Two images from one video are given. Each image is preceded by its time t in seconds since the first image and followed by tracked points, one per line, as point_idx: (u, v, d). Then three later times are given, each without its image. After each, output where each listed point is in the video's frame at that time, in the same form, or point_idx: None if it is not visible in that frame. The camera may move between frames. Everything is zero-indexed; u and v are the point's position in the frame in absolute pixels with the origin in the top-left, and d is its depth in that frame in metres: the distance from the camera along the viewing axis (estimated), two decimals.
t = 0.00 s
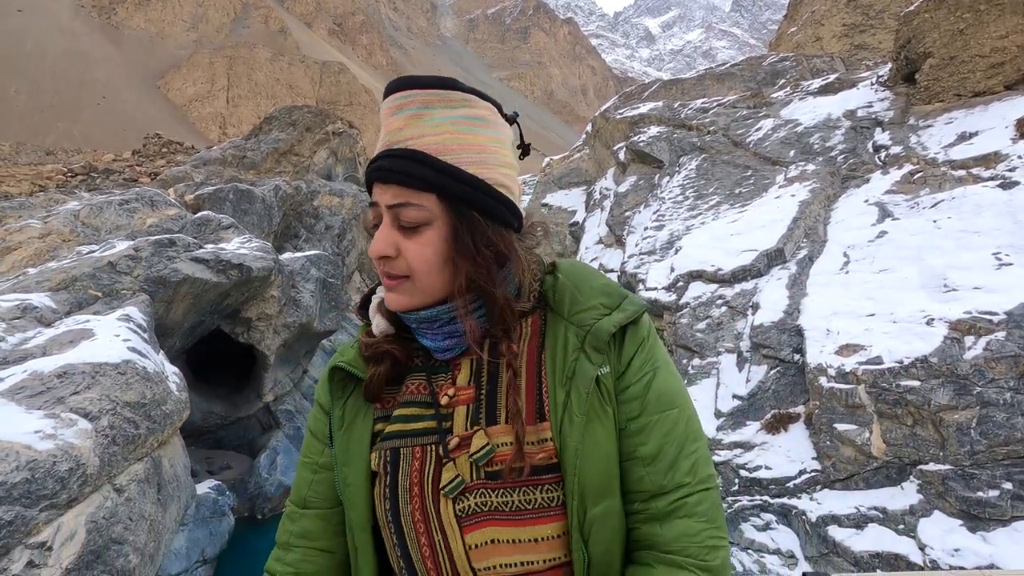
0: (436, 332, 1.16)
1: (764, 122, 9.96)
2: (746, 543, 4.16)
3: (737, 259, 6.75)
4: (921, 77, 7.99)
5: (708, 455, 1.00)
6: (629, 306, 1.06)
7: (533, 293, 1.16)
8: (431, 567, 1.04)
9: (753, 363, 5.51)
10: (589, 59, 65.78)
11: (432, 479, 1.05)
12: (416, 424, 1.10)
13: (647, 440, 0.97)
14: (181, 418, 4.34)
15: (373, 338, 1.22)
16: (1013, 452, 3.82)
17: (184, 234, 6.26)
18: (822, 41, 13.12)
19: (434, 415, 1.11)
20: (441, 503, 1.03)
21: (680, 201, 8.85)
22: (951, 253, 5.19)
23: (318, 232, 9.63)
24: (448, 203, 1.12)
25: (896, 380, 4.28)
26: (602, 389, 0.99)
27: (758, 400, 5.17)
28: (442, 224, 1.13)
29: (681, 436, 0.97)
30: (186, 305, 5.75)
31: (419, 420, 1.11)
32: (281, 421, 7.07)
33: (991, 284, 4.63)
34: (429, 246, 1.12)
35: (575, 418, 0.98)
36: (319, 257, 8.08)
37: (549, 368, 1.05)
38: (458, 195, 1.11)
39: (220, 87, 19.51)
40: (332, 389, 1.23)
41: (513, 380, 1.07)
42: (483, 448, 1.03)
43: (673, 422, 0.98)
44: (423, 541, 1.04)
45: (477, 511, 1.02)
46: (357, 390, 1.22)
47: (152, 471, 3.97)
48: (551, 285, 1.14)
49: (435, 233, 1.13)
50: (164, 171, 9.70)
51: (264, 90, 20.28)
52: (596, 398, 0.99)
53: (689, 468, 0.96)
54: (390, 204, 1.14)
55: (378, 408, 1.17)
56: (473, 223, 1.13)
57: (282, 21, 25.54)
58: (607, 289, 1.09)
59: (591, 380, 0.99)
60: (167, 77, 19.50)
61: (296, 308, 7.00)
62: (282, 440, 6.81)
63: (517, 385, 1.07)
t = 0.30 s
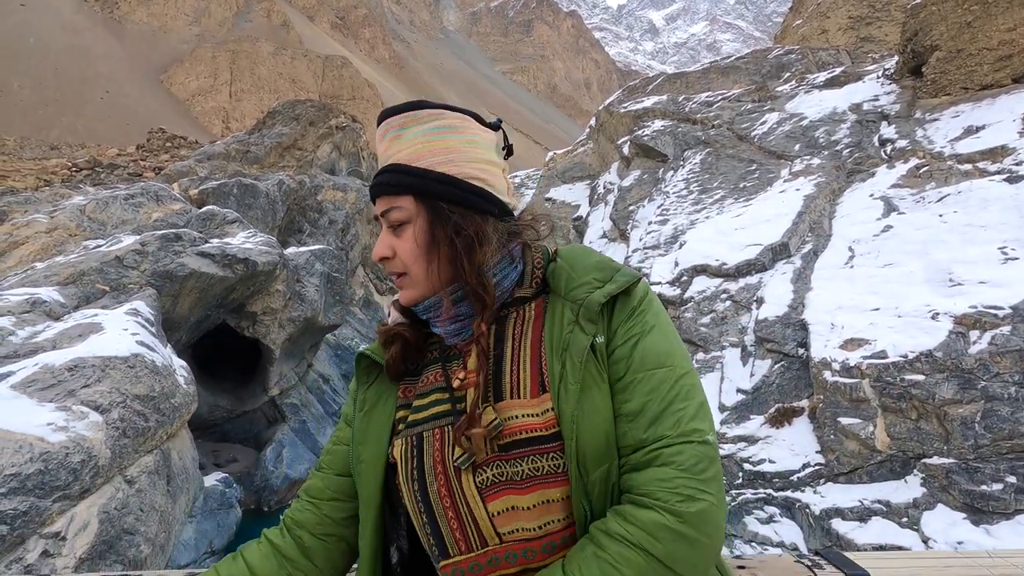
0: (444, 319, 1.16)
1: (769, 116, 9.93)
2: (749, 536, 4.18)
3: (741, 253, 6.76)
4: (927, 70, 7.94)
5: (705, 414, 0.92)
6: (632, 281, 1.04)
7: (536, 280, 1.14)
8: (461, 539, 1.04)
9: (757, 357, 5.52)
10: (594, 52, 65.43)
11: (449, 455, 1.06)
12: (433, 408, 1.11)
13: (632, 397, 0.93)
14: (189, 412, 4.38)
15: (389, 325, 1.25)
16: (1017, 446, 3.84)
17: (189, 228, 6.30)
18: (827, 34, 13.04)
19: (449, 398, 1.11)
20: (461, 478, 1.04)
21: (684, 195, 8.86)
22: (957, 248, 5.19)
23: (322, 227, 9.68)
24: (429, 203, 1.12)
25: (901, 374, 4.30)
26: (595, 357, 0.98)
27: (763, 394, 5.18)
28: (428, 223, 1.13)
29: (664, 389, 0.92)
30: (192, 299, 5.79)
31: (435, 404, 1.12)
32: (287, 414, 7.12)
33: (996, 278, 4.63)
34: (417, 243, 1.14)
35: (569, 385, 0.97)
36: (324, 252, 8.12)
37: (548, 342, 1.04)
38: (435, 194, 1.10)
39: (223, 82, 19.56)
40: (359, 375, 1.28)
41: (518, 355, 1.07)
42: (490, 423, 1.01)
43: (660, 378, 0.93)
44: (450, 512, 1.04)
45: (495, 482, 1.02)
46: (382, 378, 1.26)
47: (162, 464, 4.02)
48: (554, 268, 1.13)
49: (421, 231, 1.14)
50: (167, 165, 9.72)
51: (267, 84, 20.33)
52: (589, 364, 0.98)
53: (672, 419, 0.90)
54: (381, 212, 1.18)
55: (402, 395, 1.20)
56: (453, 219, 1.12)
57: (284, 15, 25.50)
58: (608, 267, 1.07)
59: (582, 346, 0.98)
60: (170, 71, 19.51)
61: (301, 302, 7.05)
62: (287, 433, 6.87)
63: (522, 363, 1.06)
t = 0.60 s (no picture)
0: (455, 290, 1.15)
1: (772, 110, 9.91)
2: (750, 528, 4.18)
3: (744, 248, 6.75)
4: (931, 63, 7.90)
5: (669, 369, 0.82)
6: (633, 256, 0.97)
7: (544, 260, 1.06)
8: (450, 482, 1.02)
9: (759, 352, 5.53)
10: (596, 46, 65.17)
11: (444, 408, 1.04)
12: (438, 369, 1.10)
13: (595, 338, 0.88)
14: (194, 406, 4.42)
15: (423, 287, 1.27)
16: (1019, 440, 3.86)
17: (192, 224, 6.32)
18: (831, 27, 12.98)
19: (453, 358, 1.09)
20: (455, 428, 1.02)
21: (686, 190, 8.85)
22: (960, 242, 5.18)
23: (324, 223, 9.70)
24: (450, 184, 1.15)
25: (903, 368, 4.31)
26: (573, 314, 0.93)
27: (764, 389, 5.19)
28: (446, 202, 1.16)
29: (622, 333, 0.85)
30: (196, 294, 5.82)
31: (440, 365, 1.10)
32: (290, 409, 7.17)
33: (999, 273, 4.63)
34: (437, 219, 1.18)
35: (540, 335, 0.94)
36: (326, 247, 8.15)
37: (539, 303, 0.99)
38: (451, 173, 1.13)
39: (225, 77, 19.58)
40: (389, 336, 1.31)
41: (517, 318, 1.01)
42: (482, 376, 0.98)
43: (627, 324, 0.86)
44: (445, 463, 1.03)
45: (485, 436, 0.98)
46: (408, 340, 1.27)
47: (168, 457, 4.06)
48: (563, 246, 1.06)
49: (441, 211, 1.17)
50: (170, 161, 9.75)
51: (269, 80, 20.38)
52: (561, 319, 0.93)
53: (622, 358, 0.82)
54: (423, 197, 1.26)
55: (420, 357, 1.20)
56: (466, 197, 1.13)
57: (285, 10, 25.44)
58: (611, 245, 1.01)
59: (557, 302, 0.94)
60: (171, 66, 19.50)
61: (304, 298, 7.09)
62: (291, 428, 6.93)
63: (519, 325, 1.01)
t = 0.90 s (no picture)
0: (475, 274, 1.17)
1: (772, 107, 9.92)
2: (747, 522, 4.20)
3: (743, 244, 6.78)
4: (931, 60, 7.91)
5: (626, 347, 0.83)
6: (624, 254, 0.96)
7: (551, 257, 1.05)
8: (444, 435, 1.06)
9: (758, 348, 5.56)
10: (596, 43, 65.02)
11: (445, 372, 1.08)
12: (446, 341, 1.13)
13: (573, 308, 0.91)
14: (195, 402, 4.45)
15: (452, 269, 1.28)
16: (1014, 435, 3.88)
17: (193, 221, 6.35)
18: (832, 23, 12.95)
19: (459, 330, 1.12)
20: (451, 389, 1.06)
21: (686, 187, 8.87)
22: (958, 239, 5.20)
23: (324, 220, 9.75)
24: (481, 176, 1.14)
25: (900, 364, 4.34)
26: (560, 297, 0.96)
27: (763, 385, 5.22)
28: (473, 194, 1.15)
29: (590, 310, 0.87)
30: (197, 291, 5.85)
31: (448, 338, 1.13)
32: (291, 406, 7.22)
33: (997, 269, 4.65)
34: (464, 208, 1.17)
35: (523, 312, 0.97)
36: (326, 244, 8.18)
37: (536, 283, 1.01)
38: (479, 166, 1.12)
39: (224, 74, 19.64)
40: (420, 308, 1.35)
41: (517, 301, 1.03)
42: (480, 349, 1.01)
43: (604, 305, 0.87)
44: (441, 420, 1.07)
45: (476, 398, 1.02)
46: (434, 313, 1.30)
47: (169, 453, 4.09)
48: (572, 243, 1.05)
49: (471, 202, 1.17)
50: (170, 158, 9.77)
51: (268, 77, 20.49)
52: (545, 300, 0.97)
53: (582, 327, 0.85)
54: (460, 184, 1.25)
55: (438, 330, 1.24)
56: (493, 191, 1.12)
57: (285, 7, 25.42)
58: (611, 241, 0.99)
59: (543, 284, 0.96)
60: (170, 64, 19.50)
61: (304, 295, 7.13)
62: (292, 424, 6.99)
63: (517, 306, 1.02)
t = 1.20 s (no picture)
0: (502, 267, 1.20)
1: (770, 103, 9.95)
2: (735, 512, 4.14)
3: (739, 241, 6.82)
4: (928, 56, 7.93)
5: (607, 349, 0.90)
6: (626, 263, 1.00)
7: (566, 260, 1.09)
8: (461, 396, 1.14)
9: (753, 343, 5.62)
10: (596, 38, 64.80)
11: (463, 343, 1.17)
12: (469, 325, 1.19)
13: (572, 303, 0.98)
14: (194, 396, 4.49)
15: (487, 264, 1.32)
16: (1004, 430, 3.93)
17: (191, 216, 6.37)
18: (831, 19, 12.94)
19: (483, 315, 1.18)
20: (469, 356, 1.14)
21: (683, 183, 8.92)
22: (952, 235, 5.24)
23: (321, 215, 9.96)
24: (515, 179, 1.15)
25: (892, 359, 4.40)
26: (562, 295, 1.01)
27: (757, 379, 5.29)
28: (505, 196, 1.16)
29: (583, 311, 0.93)
30: (195, 286, 5.88)
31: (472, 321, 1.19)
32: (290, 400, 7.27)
33: (989, 266, 4.68)
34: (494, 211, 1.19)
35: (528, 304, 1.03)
36: (324, 239, 8.22)
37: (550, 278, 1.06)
38: (513, 170, 1.13)
39: (222, 68, 19.95)
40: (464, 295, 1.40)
41: (531, 295, 1.08)
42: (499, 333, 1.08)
43: (598, 309, 0.93)
44: (459, 384, 1.15)
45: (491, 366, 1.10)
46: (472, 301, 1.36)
47: (169, 446, 4.13)
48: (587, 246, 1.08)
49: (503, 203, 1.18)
50: (167, 153, 9.78)
51: (266, 71, 20.85)
52: (548, 298, 1.03)
53: (575, 325, 0.91)
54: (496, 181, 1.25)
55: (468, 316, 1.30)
56: (525, 197, 1.13)
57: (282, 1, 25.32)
58: (612, 251, 1.03)
59: (547, 282, 1.02)
60: (168, 57, 19.47)
61: (302, 290, 7.17)
62: (291, 419, 7.07)
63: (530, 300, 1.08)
